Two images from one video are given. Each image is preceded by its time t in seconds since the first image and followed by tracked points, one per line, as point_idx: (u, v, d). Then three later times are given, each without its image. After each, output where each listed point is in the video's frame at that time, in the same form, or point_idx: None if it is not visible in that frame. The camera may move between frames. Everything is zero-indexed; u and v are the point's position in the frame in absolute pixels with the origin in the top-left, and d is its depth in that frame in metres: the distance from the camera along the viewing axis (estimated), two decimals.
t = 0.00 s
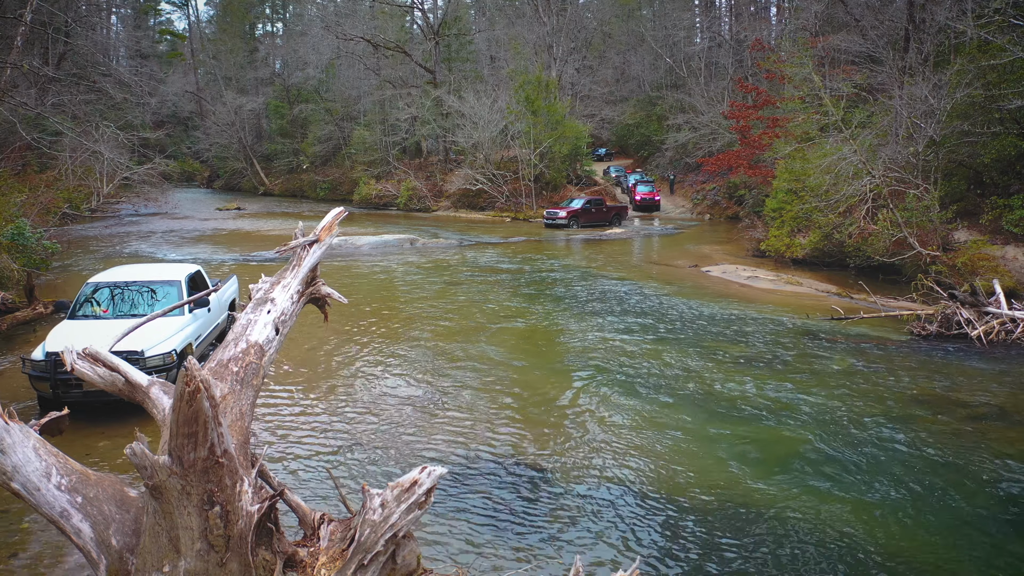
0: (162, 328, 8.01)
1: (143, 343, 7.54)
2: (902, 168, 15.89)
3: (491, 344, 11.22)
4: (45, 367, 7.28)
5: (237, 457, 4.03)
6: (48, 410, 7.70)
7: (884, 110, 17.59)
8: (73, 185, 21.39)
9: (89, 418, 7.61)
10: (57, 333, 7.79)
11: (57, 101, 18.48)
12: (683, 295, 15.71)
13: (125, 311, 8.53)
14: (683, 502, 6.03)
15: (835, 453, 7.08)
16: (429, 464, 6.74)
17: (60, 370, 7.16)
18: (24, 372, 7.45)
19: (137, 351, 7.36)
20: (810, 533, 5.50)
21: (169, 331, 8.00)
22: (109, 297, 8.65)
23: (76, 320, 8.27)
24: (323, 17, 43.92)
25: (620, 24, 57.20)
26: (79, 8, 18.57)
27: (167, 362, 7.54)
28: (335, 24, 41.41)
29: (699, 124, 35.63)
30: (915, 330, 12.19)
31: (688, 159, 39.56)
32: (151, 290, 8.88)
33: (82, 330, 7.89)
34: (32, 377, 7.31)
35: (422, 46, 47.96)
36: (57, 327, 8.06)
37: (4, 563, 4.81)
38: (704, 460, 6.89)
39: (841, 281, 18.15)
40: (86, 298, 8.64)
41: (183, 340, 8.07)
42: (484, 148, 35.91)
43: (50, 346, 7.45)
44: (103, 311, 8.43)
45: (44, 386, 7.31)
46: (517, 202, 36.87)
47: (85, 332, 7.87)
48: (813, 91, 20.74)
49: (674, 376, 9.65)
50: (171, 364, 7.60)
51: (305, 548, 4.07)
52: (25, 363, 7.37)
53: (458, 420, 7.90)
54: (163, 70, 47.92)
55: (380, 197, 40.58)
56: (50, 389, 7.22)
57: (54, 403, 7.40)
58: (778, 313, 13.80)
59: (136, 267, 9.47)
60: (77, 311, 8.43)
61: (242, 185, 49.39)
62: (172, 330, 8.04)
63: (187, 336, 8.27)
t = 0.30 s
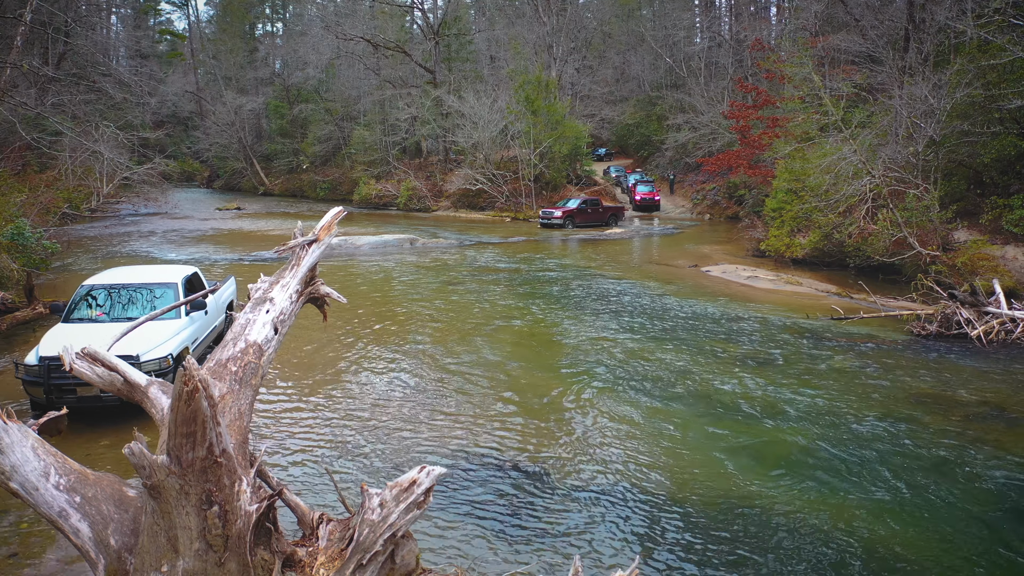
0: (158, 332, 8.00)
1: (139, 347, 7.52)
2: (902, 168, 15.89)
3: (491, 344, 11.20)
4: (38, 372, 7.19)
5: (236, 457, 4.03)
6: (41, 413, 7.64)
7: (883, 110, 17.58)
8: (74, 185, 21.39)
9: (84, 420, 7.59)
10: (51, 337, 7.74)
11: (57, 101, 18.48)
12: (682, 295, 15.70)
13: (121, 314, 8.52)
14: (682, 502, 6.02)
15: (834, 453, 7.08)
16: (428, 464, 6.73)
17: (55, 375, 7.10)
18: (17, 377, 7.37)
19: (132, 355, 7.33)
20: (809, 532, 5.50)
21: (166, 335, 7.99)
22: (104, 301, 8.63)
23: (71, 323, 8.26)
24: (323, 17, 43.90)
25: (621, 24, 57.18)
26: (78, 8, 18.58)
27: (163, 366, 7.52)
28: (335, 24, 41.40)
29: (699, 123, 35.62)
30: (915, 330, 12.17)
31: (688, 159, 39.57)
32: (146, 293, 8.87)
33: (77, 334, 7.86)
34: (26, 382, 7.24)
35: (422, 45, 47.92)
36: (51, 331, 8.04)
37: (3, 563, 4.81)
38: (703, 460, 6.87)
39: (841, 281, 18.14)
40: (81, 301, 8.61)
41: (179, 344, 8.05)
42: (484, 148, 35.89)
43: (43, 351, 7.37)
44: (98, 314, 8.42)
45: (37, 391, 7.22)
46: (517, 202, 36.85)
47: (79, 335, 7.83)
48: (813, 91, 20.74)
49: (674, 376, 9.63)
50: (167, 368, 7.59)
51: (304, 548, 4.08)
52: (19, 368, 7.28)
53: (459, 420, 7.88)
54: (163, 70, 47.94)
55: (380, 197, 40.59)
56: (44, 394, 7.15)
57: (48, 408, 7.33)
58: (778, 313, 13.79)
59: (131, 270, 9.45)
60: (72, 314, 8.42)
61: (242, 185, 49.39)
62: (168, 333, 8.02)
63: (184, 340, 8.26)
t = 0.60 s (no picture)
0: (155, 336, 7.94)
1: (134, 352, 7.45)
2: (902, 168, 15.90)
3: (490, 344, 11.18)
4: (30, 377, 7.01)
5: (234, 456, 4.03)
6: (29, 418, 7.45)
7: (883, 111, 17.57)
8: (74, 185, 21.39)
9: (77, 424, 7.47)
10: (44, 341, 7.61)
11: (57, 100, 18.48)
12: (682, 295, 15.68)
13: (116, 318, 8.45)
14: (680, 501, 6.02)
15: (834, 453, 7.06)
16: (428, 463, 6.73)
17: (47, 381, 6.94)
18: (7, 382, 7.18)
19: (128, 360, 7.26)
20: (809, 533, 5.49)
21: (162, 339, 7.93)
22: (99, 304, 8.56)
23: (65, 326, 8.20)
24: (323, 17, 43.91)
25: (621, 24, 57.19)
26: (79, 8, 18.57)
27: (159, 371, 7.45)
28: (335, 24, 41.41)
29: (699, 123, 35.62)
30: (915, 330, 12.17)
31: (688, 159, 39.60)
32: (142, 296, 8.83)
33: (71, 338, 7.74)
34: (18, 387, 7.06)
35: (422, 45, 47.91)
36: (45, 333, 7.98)
37: (3, 562, 4.80)
38: (703, 461, 6.86)
39: (841, 281, 18.14)
40: (75, 304, 8.52)
41: (175, 349, 8.00)
42: (484, 148, 35.89)
43: (36, 355, 7.20)
44: (93, 318, 8.37)
45: (29, 397, 7.04)
46: (517, 202, 36.86)
47: (73, 340, 7.72)
48: (813, 91, 20.75)
49: (674, 376, 9.63)
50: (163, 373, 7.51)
51: (303, 548, 4.09)
52: (10, 373, 7.10)
53: (458, 419, 7.88)
54: (163, 70, 47.95)
55: (380, 197, 40.60)
56: (35, 400, 6.96)
57: (38, 414, 7.14)
58: (778, 313, 13.77)
59: (127, 272, 9.41)
60: (66, 316, 8.37)
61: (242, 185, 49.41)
62: (164, 338, 7.97)
63: (179, 344, 8.16)
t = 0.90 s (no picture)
0: (149, 342, 7.82)
1: (129, 358, 7.31)
2: (902, 168, 15.90)
3: (490, 344, 11.16)
4: (20, 384, 6.77)
5: (234, 457, 4.02)
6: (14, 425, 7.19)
7: (883, 111, 17.56)
8: (74, 184, 21.37)
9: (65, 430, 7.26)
10: (34, 346, 7.41)
11: (57, 100, 18.49)
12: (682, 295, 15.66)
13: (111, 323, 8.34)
14: (681, 501, 6.01)
15: (835, 453, 7.05)
16: (427, 463, 6.71)
17: (38, 388, 6.72)
18: None
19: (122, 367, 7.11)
20: (810, 534, 5.48)
21: (157, 345, 7.81)
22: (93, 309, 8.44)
23: (57, 330, 8.09)
24: (323, 17, 43.89)
25: (621, 24, 57.21)
26: (79, 8, 18.57)
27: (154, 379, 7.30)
28: (335, 24, 41.36)
29: (699, 123, 35.62)
30: (915, 330, 12.16)
31: (688, 159, 39.61)
32: (136, 301, 8.74)
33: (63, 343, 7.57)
34: (6, 394, 6.82)
35: (422, 45, 47.89)
36: (36, 338, 7.87)
37: (3, 562, 4.80)
38: (703, 461, 6.85)
39: (841, 281, 18.12)
40: (69, 309, 8.41)
41: (170, 355, 7.89)
42: (484, 148, 35.88)
43: (27, 361, 6.99)
44: (85, 322, 8.25)
45: (16, 404, 6.79)
46: (517, 202, 36.86)
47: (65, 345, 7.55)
48: (813, 91, 20.74)
49: (674, 376, 9.60)
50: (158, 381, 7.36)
51: (302, 549, 4.10)
52: None
53: (459, 419, 7.86)
54: (163, 70, 47.95)
55: (380, 197, 40.60)
56: (23, 407, 6.71)
57: (25, 422, 6.89)
58: (778, 313, 13.76)
59: (122, 275, 9.34)
60: (59, 321, 8.26)
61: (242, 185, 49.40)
62: (159, 343, 7.85)
63: (174, 349, 8.02)
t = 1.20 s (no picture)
0: (137, 349, 7.31)
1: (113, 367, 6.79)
2: (902, 168, 15.89)
3: (490, 344, 11.15)
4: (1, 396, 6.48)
5: (234, 456, 4.02)
6: None
7: (883, 110, 17.55)
8: (73, 184, 21.34)
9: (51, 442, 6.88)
10: (13, 357, 6.92)
11: (57, 100, 18.47)
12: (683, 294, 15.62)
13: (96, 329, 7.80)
14: (681, 501, 6.01)
15: (836, 454, 7.03)
16: (427, 464, 6.69)
17: (19, 399, 6.42)
18: None
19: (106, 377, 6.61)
20: (811, 533, 5.47)
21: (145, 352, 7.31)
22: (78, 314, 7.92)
23: (42, 338, 7.46)
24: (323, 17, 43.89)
25: (620, 24, 57.21)
26: (79, 7, 18.56)
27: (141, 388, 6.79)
28: (335, 24, 41.34)
29: (699, 123, 35.62)
30: (915, 330, 12.15)
31: (688, 159, 39.63)
32: (124, 306, 8.21)
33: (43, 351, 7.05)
34: None
35: (421, 45, 47.87)
36: (19, 348, 7.23)
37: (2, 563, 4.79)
38: (703, 461, 6.83)
39: (841, 280, 18.10)
40: (52, 315, 7.87)
41: (159, 362, 7.38)
42: (484, 148, 35.88)
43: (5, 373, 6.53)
44: (72, 330, 7.65)
45: None
46: (517, 202, 36.86)
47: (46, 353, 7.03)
48: (813, 91, 20.73)
49: (674, 376, 9.57)
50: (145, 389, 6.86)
51: (302, 548, 4.10)
52: None
53: (459, 420, 7.84)
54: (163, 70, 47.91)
55: (380, 197, 40.59)
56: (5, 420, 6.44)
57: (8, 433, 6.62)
58: (779, 313, 13.74)
59: (108, 280, 8.79)
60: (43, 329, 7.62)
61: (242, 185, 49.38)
62: (147, 350, 7.34)
63: (163, 357, 7.54)
